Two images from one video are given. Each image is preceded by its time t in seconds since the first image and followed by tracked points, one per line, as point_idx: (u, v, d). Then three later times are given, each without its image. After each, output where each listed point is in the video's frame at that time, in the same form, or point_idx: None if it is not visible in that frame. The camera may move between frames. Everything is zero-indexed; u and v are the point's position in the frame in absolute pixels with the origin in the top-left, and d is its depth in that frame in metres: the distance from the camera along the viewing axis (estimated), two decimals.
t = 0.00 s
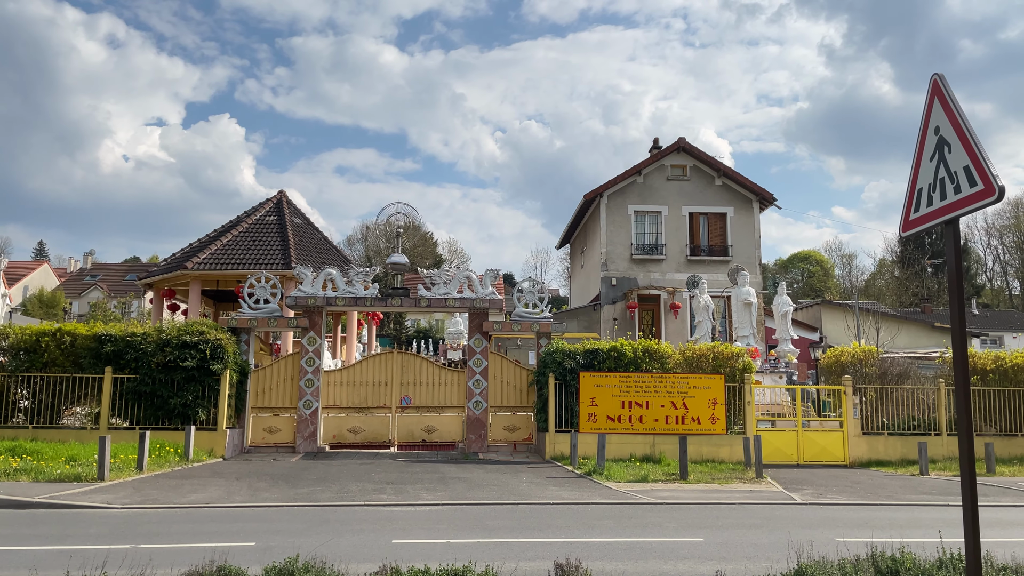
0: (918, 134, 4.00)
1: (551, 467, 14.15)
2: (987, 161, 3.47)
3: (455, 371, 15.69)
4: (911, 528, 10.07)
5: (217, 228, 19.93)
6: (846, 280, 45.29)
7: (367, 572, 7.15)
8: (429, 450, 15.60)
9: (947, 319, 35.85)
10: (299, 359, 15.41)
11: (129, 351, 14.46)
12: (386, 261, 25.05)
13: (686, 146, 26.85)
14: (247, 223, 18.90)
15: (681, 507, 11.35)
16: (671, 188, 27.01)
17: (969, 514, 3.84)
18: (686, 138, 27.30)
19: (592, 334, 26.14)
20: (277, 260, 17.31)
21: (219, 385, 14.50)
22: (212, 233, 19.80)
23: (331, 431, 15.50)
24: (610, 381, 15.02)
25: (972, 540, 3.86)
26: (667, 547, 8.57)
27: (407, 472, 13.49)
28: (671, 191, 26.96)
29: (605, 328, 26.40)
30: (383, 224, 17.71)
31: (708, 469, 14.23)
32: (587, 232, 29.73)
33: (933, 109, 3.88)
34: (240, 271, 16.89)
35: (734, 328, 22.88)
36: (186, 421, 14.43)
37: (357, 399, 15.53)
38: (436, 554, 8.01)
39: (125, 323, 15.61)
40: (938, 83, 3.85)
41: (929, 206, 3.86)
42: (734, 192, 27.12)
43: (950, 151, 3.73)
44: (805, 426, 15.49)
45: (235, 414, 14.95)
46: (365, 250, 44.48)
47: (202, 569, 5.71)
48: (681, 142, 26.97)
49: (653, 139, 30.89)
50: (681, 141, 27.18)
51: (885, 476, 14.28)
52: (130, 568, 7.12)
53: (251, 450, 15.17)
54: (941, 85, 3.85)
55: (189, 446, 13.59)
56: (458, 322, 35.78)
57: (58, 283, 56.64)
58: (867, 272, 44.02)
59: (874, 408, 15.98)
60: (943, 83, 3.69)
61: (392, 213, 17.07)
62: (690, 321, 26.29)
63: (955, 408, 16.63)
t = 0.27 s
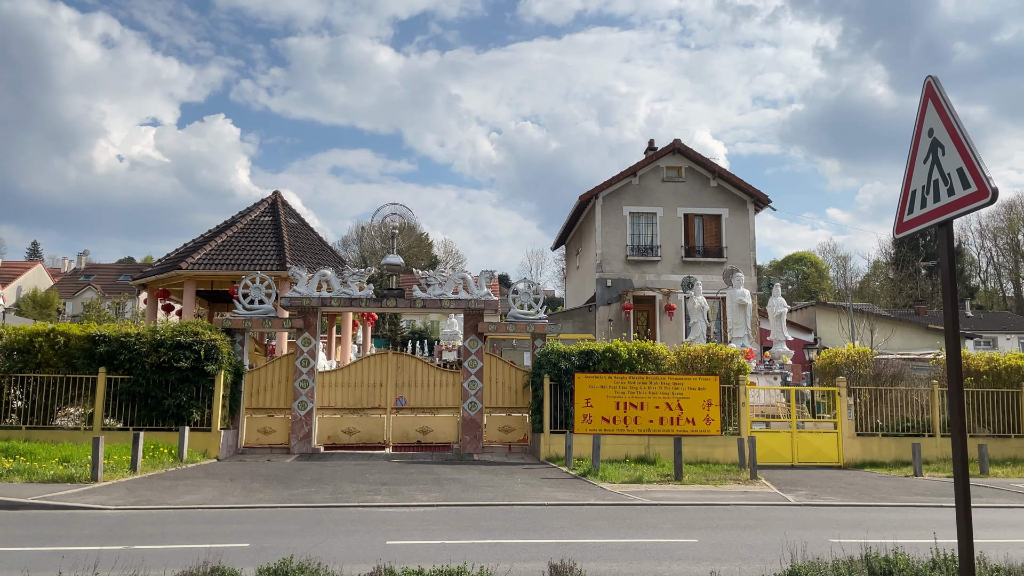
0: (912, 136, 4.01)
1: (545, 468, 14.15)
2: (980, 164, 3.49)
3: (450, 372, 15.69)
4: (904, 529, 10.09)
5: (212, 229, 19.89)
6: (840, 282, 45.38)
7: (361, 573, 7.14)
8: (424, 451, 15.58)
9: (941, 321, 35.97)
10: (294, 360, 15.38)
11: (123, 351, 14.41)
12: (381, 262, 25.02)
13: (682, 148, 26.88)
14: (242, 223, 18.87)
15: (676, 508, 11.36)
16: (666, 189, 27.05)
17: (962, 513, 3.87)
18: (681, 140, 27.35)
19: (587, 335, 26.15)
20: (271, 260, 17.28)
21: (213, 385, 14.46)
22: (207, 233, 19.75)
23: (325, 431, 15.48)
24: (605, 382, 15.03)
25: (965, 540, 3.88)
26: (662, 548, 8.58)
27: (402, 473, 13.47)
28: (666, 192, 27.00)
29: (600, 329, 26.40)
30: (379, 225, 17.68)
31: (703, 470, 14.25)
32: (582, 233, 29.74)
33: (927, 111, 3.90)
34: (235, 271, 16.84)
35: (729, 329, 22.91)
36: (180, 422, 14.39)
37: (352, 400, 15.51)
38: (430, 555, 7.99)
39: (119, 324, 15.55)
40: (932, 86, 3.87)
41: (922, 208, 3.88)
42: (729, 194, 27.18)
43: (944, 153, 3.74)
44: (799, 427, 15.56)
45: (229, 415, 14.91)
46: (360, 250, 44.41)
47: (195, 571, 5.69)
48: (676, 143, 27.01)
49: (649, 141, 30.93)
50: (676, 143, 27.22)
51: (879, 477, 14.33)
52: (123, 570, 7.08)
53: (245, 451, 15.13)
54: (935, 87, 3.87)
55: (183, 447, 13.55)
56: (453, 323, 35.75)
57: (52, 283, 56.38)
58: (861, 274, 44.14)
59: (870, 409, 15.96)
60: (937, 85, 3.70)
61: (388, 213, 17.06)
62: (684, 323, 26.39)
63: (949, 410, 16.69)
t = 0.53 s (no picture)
0: (907, 138, 4.02)
1: (540, 469, 14.15)
2: (975, 165, 3.50)
3: (445, 372, 15.68)
4: (898, 530, 10.12)
5: (206, 229, 19.84)
6: (835, 283, 45.48)
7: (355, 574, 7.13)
8: (419, 452, 15.57)
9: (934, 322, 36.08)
10: (289, 360, 15.35)
11: (117, 352, 14.37)
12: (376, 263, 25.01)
13: (677, 149, 26.92)
14: (237, 224, 18.84)
15: (670, 509, 11.37)
16: (662, 190, 27.08)
17: (956, 515, 3.88)
18: (676, 141, 27.38)
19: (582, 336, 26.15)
20: (266, 261, 17.24)
21: (208, 386, 14.43)
22: (201, 233, 19.71)
23: (320, 432, 15.48)
24: (600, 383, 15.04)
25: (959, 541, 3.88)
26: (656, 549, 8.59)
27: (397, 474, 13.45)
28: (661, 194, 27.04)
29: (595, 330, 26.41)
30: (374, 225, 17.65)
31: (698, 471, 14.26)
32: (577, 234, 29.75)
33: (921, 113, 3.91)
34: (229, 272, 16.80)
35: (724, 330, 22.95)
36: (174, 423, 14.36)
37: (346, 401, 15.49)
38: (425, 556, 7.98)
39: (113, 324, 15.51)
40: (926, 88, 3.89)
41: (917, 210, 3.89)
42: (724, 195, 27.23)
43: (938, 155, 3.75)
44: (793, 428, 15.62)
45: (224, 416, 14.88)
46: (356, 251, 44.37)
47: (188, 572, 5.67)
48: (672, 145, 27.03)
49: (644, 142, 30.96)
50: (672, 144, 27.25)
51: (874, 478, 14.36)
52: (116, 570, 7.06)
53: (239, 452, 15.10)
54: (929, 89, 3.88)
55: (177, 447, 13.52)
56: (448, 324, 35.73)
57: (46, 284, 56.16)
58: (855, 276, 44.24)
59: (864, 410, 16.00)
60: (932, 86, 3.71)
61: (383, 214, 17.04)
62: (679, 324, 26.50)
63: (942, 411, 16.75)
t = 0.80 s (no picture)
0: (901, 140, 4.03)
1: (536, 470, 14.15)
2: (969, 166, 3.51)
3: (440, 373, 15.67)
4: (893, 531, 10.13)
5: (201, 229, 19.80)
6: (830, 284, 45.55)
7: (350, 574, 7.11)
8: (414, 453, 15.56)
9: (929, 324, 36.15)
10: (284, 361, 15.32)
11: (111, 352, 14.33)
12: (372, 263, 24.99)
13: (673, 150, 26.95)
14: (233, 224, 18.81)
15: (665, 510, 11.38)
16: (658, 191, 27.11)
17: (949, 514, 3.88)
18: (672, 142, 27.40)
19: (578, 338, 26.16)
20: (262, 261, 17.21)
21: (202, 386, 14.39)
22: (196, 233, 19.67)
23: (315, 433, 15.47)
24: (596, 384, 15.05)
25: (952, 541, 3.89)
26: (651, 550, 8.59)
27: (392, 475, 13.43)
28: (657, 195, 27.06)
29: (591, 331, 26.41)
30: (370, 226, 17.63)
31: (693, 472, 14.27)
32: (573, 235, 29.76)
33: (916, 115, 3.91)
34: (224, 272, 16.76)
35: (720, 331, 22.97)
36: (169, 423, 14.32)
37: (341, 401, 15.47)
38: (419, 557, 7.97)
39: (108, 324, 15.47)
40: (920, 89, 3.90)
41: (911, 211, 3.90)
42: (720, 197, 27.28)
43: (932, 156, 3.76)
44: (788, 429, 15.63)
45: (219, 417, 14.84)
46: (351, 252, 44.33)
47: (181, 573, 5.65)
48: (668, 146, 27.06)
49: (639, 143, 30.97)
50: (668, 145, 27.29)
51: (868, 479, 14.39)
52: (110, 571, 7.03)
53: (234, 453, 15.06)
54: (924, 91, 3.89)
55: (172, 448, 13.48)
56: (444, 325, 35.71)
57: (40, 284, 55.97)
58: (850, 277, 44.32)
59: (858, 411, 16.08)
60: (927, 88, 3.72)
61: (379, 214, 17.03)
62: (675, 325, 26.48)
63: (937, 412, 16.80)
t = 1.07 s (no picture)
0: (897, 141, 4.04)
1: (532, 470, 14.15)
2: (964, 167, 3.51)
3: (436, 373, 15.64)
4: (889, 532, 10.14)
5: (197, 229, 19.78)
6: (826, 285, 45.63)
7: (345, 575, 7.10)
8: (410, 453, 15.55)
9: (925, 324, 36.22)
10: (280, 361, 15.29)
11: (106, 352, 14.30)
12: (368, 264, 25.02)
13: (670, 151, 26.98)
14: (228, 224, 18.78)
15: (661, 510, 11.38)
16: (654, 192, 27.12)
17: (945, 514, 3.87)
18: (668, 143, 27.42)
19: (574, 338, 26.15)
20: (258, 261, 17.18)
21: (198, 387, 14.36)
22: (192, 233, 19.65)
23: (311, 433, 15.43)
24: (592, 384, 15.06)
25: (948, 541, 3.89)
26: (647, 550, 8.58)
27: (388, 475, 13.42)
28: (654, 196, 27.08)
29: (588, 331, 26.41)
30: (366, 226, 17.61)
31: (689, 472, 14.28)
32: (570, 236, 29.77)
33: (912, 116, 3.92)
34: (220, 272, 16.73)
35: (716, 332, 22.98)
36: (164, 423, 14.29)
37: (338, 402, 15.45)
38: (415, 557, 7.96)
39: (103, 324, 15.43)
40: (916, 90, 3.90)
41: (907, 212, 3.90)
42: (717, 197, 27.31)
43: (928, 157, 3.76)
44: (785, 430, 15.64)
45: (214, 417, 14.81)
46: (348, 252, 44.30)
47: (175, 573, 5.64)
48: (664, 146, 27.08)
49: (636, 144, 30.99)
50: (664, 146, 27.31)
51: (864, 480, 14.41)
52: (104, 572, 7.00)
53: (230, 453, 15.03)
54: (919, 92, 3.90)
55: (167, 448, 13.45)
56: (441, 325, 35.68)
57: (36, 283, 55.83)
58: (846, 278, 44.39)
59: (853, 412, 16.21)
60: (922, 89, 3.73)
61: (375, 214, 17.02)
62: (671, 325, 26.53)
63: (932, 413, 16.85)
